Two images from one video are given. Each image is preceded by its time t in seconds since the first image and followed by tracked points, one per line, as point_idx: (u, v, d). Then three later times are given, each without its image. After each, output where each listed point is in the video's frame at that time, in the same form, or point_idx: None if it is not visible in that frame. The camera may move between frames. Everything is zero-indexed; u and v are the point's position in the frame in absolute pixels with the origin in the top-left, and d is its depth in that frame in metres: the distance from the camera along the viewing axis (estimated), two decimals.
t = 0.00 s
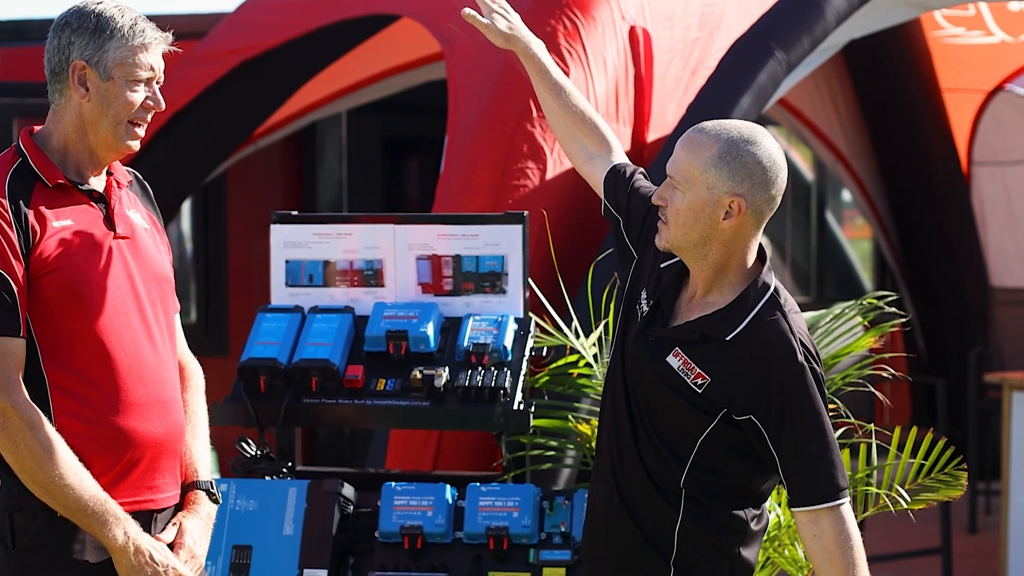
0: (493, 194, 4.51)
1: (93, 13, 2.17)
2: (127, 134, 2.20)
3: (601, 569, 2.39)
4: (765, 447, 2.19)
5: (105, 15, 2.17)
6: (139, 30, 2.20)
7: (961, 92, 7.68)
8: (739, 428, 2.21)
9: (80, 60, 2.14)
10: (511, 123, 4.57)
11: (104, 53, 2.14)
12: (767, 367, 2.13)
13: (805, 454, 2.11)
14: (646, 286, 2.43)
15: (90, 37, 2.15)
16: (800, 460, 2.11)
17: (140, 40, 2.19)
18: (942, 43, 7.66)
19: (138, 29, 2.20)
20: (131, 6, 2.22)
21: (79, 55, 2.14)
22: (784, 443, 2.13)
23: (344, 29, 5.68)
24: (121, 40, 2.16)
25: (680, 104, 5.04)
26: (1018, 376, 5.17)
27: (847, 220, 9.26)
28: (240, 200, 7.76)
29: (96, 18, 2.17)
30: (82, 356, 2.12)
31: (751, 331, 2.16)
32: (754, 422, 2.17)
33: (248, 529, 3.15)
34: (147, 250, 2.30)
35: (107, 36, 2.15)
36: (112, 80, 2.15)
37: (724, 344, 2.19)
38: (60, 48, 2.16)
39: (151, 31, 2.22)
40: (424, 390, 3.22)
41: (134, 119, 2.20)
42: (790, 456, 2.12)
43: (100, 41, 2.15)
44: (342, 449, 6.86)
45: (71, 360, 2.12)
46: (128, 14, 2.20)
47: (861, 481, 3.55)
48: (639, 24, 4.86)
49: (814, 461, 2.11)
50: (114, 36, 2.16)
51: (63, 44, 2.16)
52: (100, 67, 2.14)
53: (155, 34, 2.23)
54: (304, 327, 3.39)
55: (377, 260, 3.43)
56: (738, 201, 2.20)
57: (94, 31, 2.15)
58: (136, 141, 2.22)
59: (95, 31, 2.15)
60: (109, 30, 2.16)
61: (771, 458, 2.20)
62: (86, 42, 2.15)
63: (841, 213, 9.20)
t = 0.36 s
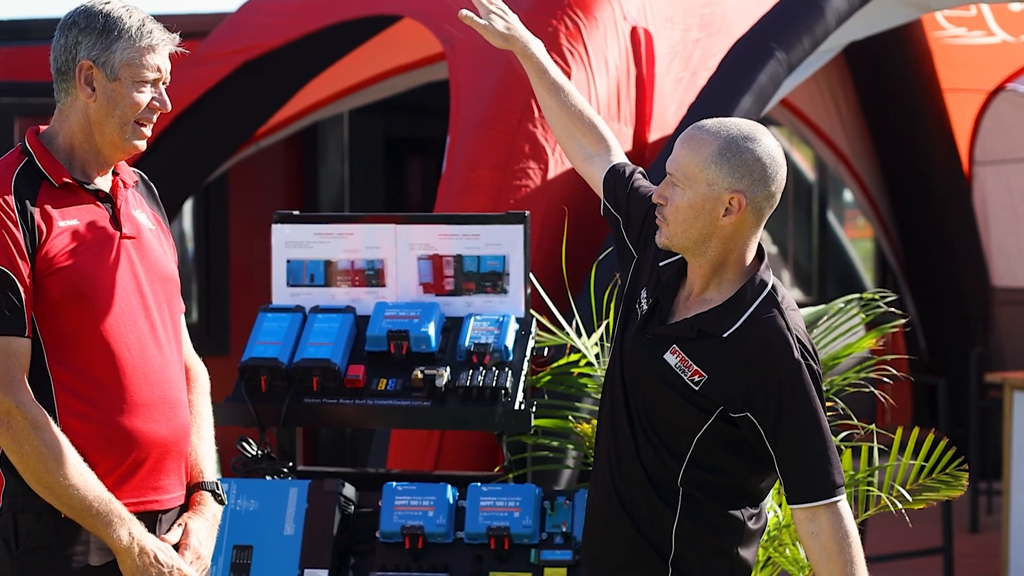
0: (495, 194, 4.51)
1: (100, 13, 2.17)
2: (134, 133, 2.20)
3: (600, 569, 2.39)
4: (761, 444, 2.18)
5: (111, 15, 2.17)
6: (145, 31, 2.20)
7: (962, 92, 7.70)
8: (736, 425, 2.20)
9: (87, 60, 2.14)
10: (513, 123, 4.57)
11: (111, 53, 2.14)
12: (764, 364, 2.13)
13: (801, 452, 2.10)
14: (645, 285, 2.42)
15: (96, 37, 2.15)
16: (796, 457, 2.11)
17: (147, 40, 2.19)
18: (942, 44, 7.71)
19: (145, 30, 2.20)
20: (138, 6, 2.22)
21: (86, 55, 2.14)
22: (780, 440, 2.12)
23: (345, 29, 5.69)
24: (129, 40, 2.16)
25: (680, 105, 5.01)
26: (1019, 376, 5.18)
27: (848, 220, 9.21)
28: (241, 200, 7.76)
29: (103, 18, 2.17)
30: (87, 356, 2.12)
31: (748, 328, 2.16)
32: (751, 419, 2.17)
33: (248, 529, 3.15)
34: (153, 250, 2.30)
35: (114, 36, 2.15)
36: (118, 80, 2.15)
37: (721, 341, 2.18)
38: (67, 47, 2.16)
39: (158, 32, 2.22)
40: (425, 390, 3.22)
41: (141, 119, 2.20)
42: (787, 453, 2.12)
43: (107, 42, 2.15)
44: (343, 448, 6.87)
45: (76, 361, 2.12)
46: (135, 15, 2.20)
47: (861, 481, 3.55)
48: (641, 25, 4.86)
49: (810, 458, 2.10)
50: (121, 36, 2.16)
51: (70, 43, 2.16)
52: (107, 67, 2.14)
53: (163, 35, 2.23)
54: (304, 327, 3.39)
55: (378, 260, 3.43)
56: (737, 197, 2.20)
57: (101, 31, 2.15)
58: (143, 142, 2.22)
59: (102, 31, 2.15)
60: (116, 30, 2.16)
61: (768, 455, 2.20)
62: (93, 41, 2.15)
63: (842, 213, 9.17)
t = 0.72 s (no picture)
0: (498, 194, 4.53)
1: (106, 13, 2.17)
2: (141, 133, 2.20)
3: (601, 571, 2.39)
4: (764, 446, 2.19)
5: (117, 15, 2.18)
6: (151, 31, 2.20)
7: (965, 92, 7.70)
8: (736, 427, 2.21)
9: (93, 60, 2.15)
10: (515, 123, 4.57)
11: (116, 53, 2.15)
12: (767, 366, 2.13)
13: (802, 452, 2.11)
14: (645, 288, 2.42)
15: (102, 38, 2.15)
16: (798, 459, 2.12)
17: (152, 40, 2.19)
18: (945, 43, 7.73)
19: (151, 30, 2.20)
20: (145, 7, 2.22)
21: (92, 56, 2.15)
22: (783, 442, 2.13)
23: (347, 30, 5.69)
24: (134, 40, 2.17)
25: (683, 106, 5.05)
26: (1021, 376, 5.17)
27: (850, 220, 9.23)
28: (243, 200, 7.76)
29: (109, 18, 2.17)
30: (91, 358, 2.13)
31: (755, 331, 2.17)
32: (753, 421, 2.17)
33: (250, 529, 3.15)
34: (159, 251, 2.30)
35: (120, 36, 2.16)
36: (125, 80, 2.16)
37: (725, 344, 2.18)
38: (73, 48, 2.17)
39: (164, 32, 2.22)
40: (427, 391, 3.23)
41: (147, 120, 2.20)
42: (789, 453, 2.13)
43: (113, 42, 2.15)
44: (344, 448, 6.87)
45: (80, 363, 2.12)
46: (140, 15, 2.20)
47: (865, 482, 3.55)
48: (643, 25, 4.86)
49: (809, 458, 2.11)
50: (127, 36, 2.16)
51: (76, 44, 2.16)
52: (112, 67, 2.15)
53: (169, 35, 2.23)
54: (307, 327, 3.40)
55: (380, 260, 3.43)
56: (739, 199, 2.21)
57: (107, 32, 2.16)
58: (149, 142, 2.23)
59: (108, 31, 2.16)
60: (122, 31, 2.16)
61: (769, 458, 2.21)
62: (99, 42, 2.15)
63: (844, 213, 9.18)
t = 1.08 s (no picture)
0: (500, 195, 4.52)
1: (112, 14, 2.17)
2: (146, 134, 2.20)
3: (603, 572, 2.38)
4: (782, 422, 2.19)
5: (124, 16, 2.17)
6: (157, 32, 2.20)
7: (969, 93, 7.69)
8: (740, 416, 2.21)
9: (98, 60, 2.15)
10: (518, 124, 4.53)
11: (122, 54, 2.15)
12: (771, 344, 2.15)
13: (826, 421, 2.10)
14: (630, 296, 2.41)
15: (108, 39, 2.15)
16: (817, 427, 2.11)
17: (158, 41, 2.19)
18: (948, 45, 7.70)
19: (157, 31, 2.20)
20: (151, 7, 2.22)
21: (97, 56, 2.15)
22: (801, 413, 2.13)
23: (351, 31, 5.70)
24: (139, 41, 2.16)
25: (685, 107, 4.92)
26: None
27: (853, 222, 9.27)
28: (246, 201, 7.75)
29: (115, 19, 2.17)
30: (94, 358, 2.13)
31: (751, 310, 2.19)
32: (760, 402, 2.18)
33: (252, 530, 3.15)
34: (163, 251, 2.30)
35: (126, 37, 2.16)
36: (130, 81, 2.16)
37: (727, 325, 2.20)
38: (78, 47, 2.17)
39: (170, 33, 2.22)
40: (429, 391, 3.23)
41: (152, 121, 2.20)
42: (808, 421, 2.12)
43: (118, 43, 2.15)
44: (347, 449, 6.87)
45: (83, 363, 2.12)
46: (147, 16, 2.20)
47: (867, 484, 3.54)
48: (647, 26, 4.84)
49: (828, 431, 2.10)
50: (133, 37, 2.16)
51: (81, 44, 2.16)
52: (118, 68, 2.15)
53: (174, 35, 2.23)
54: (309, 328, 3.40)
55: (382, 261, 3.43)
56: (734, 179, 2.23)
57: (113, 32, 2.16)
58: (155, 142, 2.22)
59: (114, 32, 2.16)
60: (128, 31, 2.16)
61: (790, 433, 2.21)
62: (104, 43, 2.15)
63: (847, 214, 9.23)
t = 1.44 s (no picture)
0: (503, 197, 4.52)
1: (117, 13, 2.18)
2: (150, 134, 2.20)
3: None
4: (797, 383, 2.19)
5: (128, 16, 2.18)
6: (162, 32, 2.20)
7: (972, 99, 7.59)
8: (761, 410, 2.16)
9: (103, 60, 2.16)
10: (522, 126, 4.54)
11: (127, 54, 2.15)
12: (762, 271, 2.20)
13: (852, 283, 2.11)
14: (605, 326, 2.32)
15: (113, 38, 2.16)
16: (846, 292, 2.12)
17: (163, 41, 2.19)
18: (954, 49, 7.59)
19: (162, 31, 2.20)
20: (156, 8, 2.22)
21: (102, 56, 2.16)
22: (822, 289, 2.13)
23: (356, 33, 5.71)
24: (144, 41, 2.17)
25: (689, 111, 4.91)
26: None
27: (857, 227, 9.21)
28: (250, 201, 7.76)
29: (120, 18, 2.17)
30: (97, 357, 2.13)
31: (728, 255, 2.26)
32: (780, 357, 2.17)
33: (252, 530, 3.15)
34: (168, 251, 2.30)
35: (131, 37, 2.16)
36: (135, 81, 2.16)
37: (709, 279, 2.24)
38: (83, 47, 2.18)
39: (174, 33, 2.22)
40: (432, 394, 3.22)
41: (156, 121, 2.20)
42: (835, 288, 2.12)
43: (123, 42, 2.16)
44: (348, 449, 6.87)
45: (86, 363, 2.13)
46: (152, 15, 2.21)
47: (868, 489, 3.55)
48: (651, 29, 4.84)
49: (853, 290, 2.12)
50: (138, 37, 2.17)
51: (86, 44, 2.17)
52: (123, 68, 2.15)
53: (180, 36, 2.24)
54: (312, 329, 3.40)
55: (385, 263, 3.44)
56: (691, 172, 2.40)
57: (118, 32, 2.16)
58: (158, 142, 2.22)
59: (119, 32, 2.16)
60: (133, 31, 2.17)
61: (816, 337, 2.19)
62: (109, 42, 2.16)
63: (850, 218, 9.20)
